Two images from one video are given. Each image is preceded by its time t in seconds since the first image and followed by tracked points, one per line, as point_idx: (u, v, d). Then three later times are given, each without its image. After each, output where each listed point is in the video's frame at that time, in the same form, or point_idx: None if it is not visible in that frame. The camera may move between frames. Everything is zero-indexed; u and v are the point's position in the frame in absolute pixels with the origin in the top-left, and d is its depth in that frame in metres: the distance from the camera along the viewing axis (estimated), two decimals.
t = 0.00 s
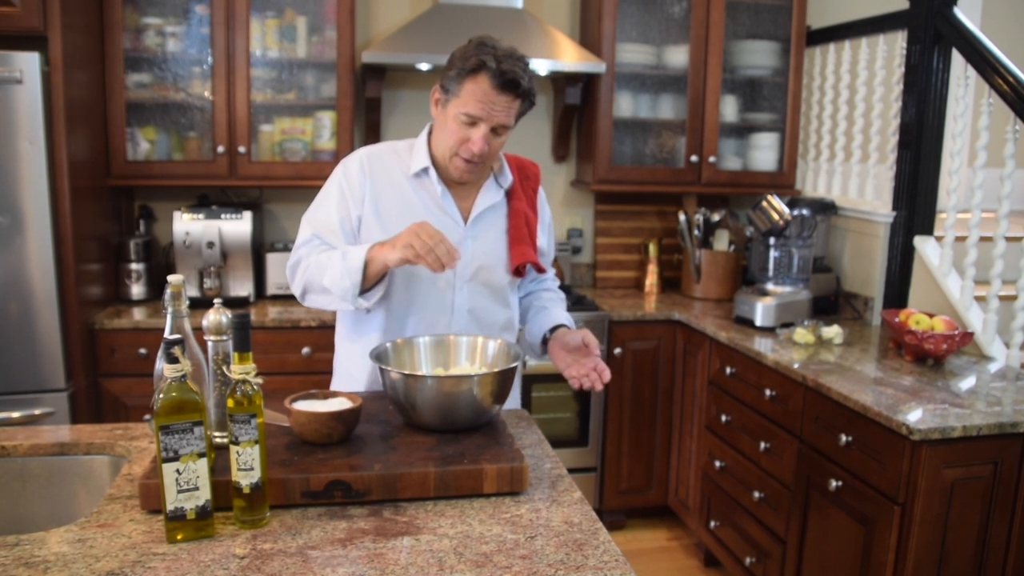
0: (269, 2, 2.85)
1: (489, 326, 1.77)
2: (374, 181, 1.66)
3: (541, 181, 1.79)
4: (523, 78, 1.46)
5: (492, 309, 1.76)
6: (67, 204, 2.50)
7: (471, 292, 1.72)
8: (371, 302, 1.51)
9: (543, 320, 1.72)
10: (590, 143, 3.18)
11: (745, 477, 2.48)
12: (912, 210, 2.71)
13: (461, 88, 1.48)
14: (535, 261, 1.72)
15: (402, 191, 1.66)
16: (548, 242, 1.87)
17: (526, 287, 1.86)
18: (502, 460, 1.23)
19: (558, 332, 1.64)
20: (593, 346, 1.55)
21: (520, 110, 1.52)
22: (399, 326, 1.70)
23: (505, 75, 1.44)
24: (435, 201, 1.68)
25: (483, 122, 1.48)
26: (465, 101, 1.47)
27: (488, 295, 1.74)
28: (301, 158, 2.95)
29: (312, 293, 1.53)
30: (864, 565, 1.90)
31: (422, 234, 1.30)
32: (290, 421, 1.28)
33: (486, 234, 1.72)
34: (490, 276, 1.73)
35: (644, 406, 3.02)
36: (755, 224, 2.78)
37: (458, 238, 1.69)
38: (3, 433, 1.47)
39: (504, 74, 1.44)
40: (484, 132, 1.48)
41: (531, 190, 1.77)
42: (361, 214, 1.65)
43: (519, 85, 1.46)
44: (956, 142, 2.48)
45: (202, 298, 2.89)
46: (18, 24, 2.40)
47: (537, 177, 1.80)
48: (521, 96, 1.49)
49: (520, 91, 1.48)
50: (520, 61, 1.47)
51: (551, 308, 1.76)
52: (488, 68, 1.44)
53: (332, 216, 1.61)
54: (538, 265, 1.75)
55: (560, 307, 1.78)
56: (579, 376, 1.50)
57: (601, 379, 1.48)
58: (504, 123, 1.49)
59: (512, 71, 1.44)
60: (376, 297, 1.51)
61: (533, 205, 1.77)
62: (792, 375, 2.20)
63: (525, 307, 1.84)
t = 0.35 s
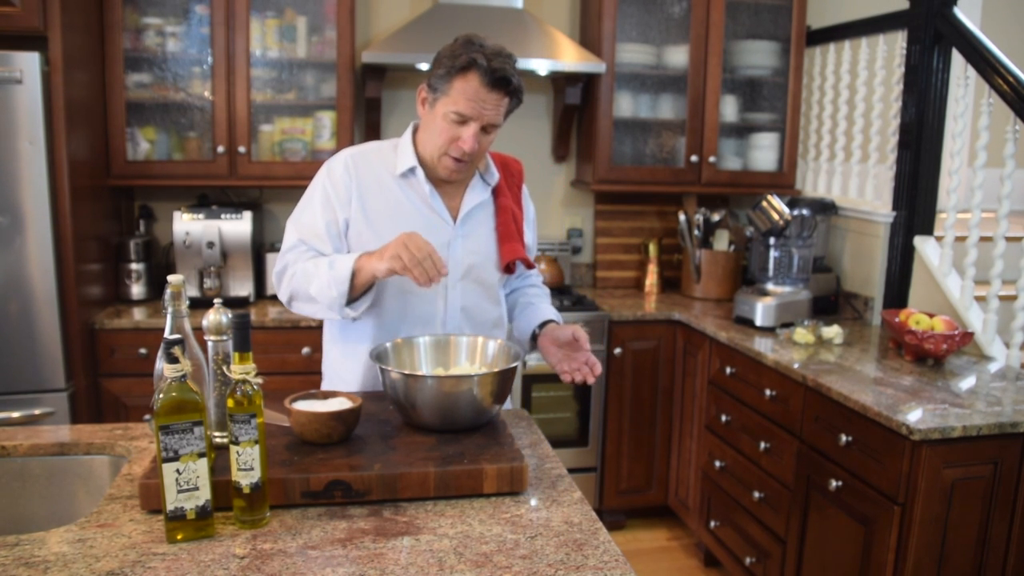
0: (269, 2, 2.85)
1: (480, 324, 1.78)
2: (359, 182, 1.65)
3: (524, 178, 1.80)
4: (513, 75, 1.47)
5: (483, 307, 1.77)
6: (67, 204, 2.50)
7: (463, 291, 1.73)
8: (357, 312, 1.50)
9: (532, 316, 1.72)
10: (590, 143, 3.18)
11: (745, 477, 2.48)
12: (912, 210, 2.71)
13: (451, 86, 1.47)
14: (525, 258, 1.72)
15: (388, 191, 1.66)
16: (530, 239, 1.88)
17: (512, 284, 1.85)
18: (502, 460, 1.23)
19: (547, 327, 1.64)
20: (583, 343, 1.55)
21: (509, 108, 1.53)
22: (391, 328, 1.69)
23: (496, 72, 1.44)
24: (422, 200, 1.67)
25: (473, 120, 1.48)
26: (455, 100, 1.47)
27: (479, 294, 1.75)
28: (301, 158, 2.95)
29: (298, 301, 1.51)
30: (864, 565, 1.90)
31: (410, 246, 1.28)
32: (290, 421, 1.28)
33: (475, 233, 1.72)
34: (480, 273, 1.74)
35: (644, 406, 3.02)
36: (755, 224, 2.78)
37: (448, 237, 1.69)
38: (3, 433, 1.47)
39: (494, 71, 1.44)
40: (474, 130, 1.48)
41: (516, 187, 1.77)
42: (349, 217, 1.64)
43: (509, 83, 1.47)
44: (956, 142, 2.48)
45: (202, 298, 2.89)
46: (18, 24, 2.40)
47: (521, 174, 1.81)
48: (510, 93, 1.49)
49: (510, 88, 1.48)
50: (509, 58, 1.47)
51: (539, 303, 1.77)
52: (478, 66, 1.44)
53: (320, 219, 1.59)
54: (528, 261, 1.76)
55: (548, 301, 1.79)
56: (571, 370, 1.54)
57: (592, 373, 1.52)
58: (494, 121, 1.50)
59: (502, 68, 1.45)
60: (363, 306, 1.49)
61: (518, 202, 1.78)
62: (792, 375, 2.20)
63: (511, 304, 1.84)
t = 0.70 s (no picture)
0: (269, 2, 2.85)
1: (473, 320, 1.78)
2: (347, 184, 1.64)
3: (510, 170, 1.81)
4: (492, 66, 1.47)
5: (478, 304, 1.77)
6: (67, 204, 2.50)
7: (455, 287, 1.73)
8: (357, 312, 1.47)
9: (525, 310, 1.74)
10: (590, 143, 3.18)
11: (745, 477, 2.48)
12: (912, 210, 2.71)
13: (431, 81, 1.47)
14: (516, 249, 1.73)
15: (376, 191, 1.65)
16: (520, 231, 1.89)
17: (503, 278, 1.86)
18: (502, 460, 1.23)
19: (541, 320, 1.63)
20: (577, 334, 1.54)
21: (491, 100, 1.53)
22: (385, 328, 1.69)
23: (474, 63, 1.45)
24: (411, 199, 1.67)
25: (454, 114, 1.48)
26: (435, 94, 1.47)
27: (472, 290, 1.75)
28: (301, 158, 2.95)
29: (295, 306, 1.47)
30: (864, 565, 1.90)
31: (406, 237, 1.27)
32: (290, 421, 1.28)
33: (464, 228, 1.72)
34: (472, 269, 1.74)
35: (644, 406, 3.02)
36: (755, 224, 2.78)
37: (438, 234, 1.69)
38: (3, 433, 1.47)
39: (473, 62, 1.45)
40: (457, 123, 1.47)
41: (502, 179, 1.78)
42: (338, 219, 1.62)
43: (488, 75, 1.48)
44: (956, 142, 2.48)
45: (202, 298, 2.89)
46: (18, 24, 2.40)
47: (507, 166, 1.81)
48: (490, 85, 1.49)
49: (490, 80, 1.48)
50: (488, 50, 1.48)
51: (531, 297, 1.78)
52: (457, 59, 1.45)
53: (310, 223, 1.57)
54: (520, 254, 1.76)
55: (540, 295, 1.80)
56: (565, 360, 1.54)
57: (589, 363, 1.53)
58: (476, 113, 1.49)
59: (481, 60, 1.45)
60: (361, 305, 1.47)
61: (506, 194, 1.79)
62: (792, 375, 2.20)
63: (504, 298, 1.85)
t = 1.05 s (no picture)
0: (269, 2, 2.85)
1: (468, 319, 1.78)
2: (330, 193, 1.62)
3: (497, 166, 1.81)
4: (460, 62, 1.46)
5: (471, 302, 1.77)
6: (67, 203, 2.50)
7: (449, 286, 1.73)
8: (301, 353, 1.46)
9: (515, 307, 1.75)
10: (590, 143, 3.18)
11: (745, 477, 2.48)
12: (912, 210, 2.71)
13: (402, 77, 1.48)
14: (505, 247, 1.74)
15: (361, 196, 1.63)
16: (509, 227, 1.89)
17: (494, 274, 1.84)
18: (502, 460, 1.23)
19: (533, 318, 1.63)
20: (568, 330, 1.54)
21: (466, 98, 1.51)
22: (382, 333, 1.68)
23: (440, 59, 1.44)
24: (397, 201, 1.66)
25: (423, 111, 1.48)
26: (403, 91, 1.48)
27: (465, 289, 1.75)
28: (301, 158, 2.95)
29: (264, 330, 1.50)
30: (864, 565, 1.90)
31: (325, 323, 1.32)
32: (290, 421, 1.28)
33: (454, 227, 1.72)
34: (465, 267, 1.74)
35: (643, 406, 3.02)
36: (755, 224, 2.78)
37: (428, 234, 1.68)
38: (3, 433, 1.47)
39: (439, 57, 1.44)
40: (424, 120, 1.48)
41: (489, 176, 1.78)
42: (322, 230, 1.61)
43: (456, 70, 1.46)
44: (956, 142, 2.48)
45: (202, 298, 2.89)
46: (18, 24, 2.40)
47: (493, 163, 1.82)
48: (461, 81, 1.48)
49: (460, 76, 1.47)
50: (459, 46, 1.47)
51: (521, 292, 1.79)
52: (424, 54, 1.45)
53: (291, 240, 1.57)
54: (510, 250, 1.77)
55: (531, 291, 1.80)
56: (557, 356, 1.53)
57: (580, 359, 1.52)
58: (446, 110, 1.48)
59: (448, 55, 1.44)
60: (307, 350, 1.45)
61: (494, 190, 1.79)
62: (792, 375, 2.20)
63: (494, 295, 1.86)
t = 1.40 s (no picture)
0: (269, 2, 2.85)
1: (461, 317, 1.79)
2: (318, 194, 1.62)
3: (484, 163, 1.83)
4: (440, 56, 1.47)
5: (462, 299, 1.77)
6: (67, 203, 2.50)
7: (438, 284, 1.73)
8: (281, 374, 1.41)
9: (509, 303, 1.75)
10: (590, 143, 3.18)
11: (745, 477, 2.48)
12: (912, 210, 2.71)
13: (383, 75, 1.49)
14: (495, 241, 1.74)
15: (348, 196, 1.63)
16: (499, 224, 1.89)
17: (487, 272, 1.85)
18: (502, 460, 1.23)
19: (524, 314, 1.65)
20: (558, 324, 1.54)
21: (448, 93, 1.52)
22: (374, 332, 1.68)
23: (421, 52, 1.45)
24: (383, 200, 1.66)
25: (405, 106, 1.48)
26: (385, 88, 1.49)
27: (455, 285, 1.75)
28: (301, 158, 2.95)
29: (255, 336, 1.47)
30: (864, 565, 1.90)
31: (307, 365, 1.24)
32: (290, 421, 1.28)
33: (442, 224, 1.73)
34: (454, 265, 1.74)
35: (643, 406, 3.02)
36: (755, 224, 2.78)
37: (415, 232, 1.69)
38: (3, 433, 1.47)
39: (419, 51, 1.45)
40: (406, 115, 1.48)
41: (476, 172, 1.80)
42: (312, 231, 1.60)
43: (436, 64, 1.47)
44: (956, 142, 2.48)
45: (202, 298, 2.89)
46: (18, 24, 2.40)
47: (480, 160, 1.83)
48: (442, 75, 1.49)
49: (441, 70, 1.48)
50: (439, 41, 1.49)
51: (514, 290, 1.79)
52: (404, 49, 1.46)
53: (281, 241, 1.55)
54: (500, 246, 1.78)
55: (524, 288, 1.80)
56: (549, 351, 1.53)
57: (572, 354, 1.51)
58: (428, 105, 1.49)
59: (427, 49, 1.46)
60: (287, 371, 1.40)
61: (481, 186, 1.80)
62: (792, 375, 2.20)
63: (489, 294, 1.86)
